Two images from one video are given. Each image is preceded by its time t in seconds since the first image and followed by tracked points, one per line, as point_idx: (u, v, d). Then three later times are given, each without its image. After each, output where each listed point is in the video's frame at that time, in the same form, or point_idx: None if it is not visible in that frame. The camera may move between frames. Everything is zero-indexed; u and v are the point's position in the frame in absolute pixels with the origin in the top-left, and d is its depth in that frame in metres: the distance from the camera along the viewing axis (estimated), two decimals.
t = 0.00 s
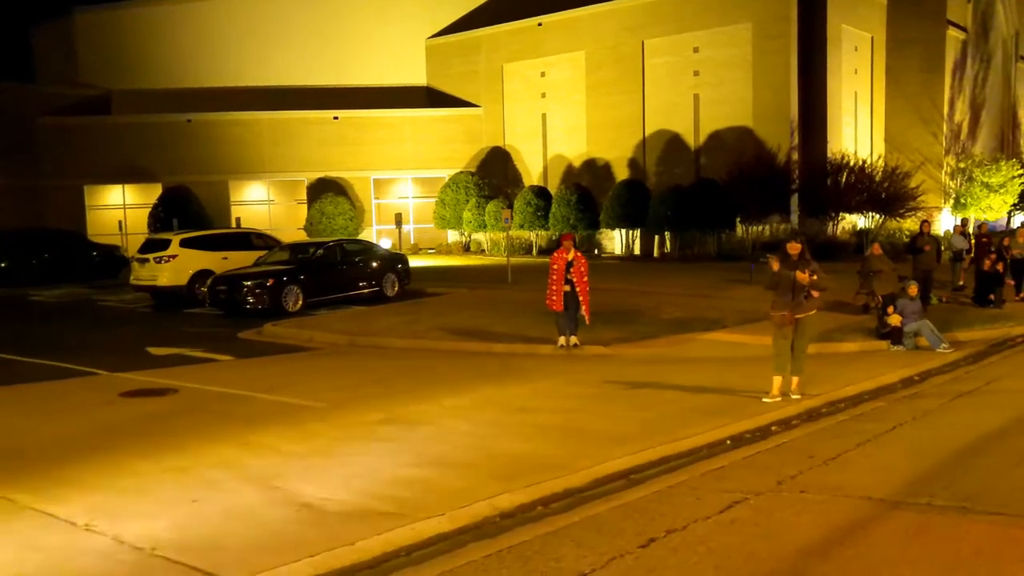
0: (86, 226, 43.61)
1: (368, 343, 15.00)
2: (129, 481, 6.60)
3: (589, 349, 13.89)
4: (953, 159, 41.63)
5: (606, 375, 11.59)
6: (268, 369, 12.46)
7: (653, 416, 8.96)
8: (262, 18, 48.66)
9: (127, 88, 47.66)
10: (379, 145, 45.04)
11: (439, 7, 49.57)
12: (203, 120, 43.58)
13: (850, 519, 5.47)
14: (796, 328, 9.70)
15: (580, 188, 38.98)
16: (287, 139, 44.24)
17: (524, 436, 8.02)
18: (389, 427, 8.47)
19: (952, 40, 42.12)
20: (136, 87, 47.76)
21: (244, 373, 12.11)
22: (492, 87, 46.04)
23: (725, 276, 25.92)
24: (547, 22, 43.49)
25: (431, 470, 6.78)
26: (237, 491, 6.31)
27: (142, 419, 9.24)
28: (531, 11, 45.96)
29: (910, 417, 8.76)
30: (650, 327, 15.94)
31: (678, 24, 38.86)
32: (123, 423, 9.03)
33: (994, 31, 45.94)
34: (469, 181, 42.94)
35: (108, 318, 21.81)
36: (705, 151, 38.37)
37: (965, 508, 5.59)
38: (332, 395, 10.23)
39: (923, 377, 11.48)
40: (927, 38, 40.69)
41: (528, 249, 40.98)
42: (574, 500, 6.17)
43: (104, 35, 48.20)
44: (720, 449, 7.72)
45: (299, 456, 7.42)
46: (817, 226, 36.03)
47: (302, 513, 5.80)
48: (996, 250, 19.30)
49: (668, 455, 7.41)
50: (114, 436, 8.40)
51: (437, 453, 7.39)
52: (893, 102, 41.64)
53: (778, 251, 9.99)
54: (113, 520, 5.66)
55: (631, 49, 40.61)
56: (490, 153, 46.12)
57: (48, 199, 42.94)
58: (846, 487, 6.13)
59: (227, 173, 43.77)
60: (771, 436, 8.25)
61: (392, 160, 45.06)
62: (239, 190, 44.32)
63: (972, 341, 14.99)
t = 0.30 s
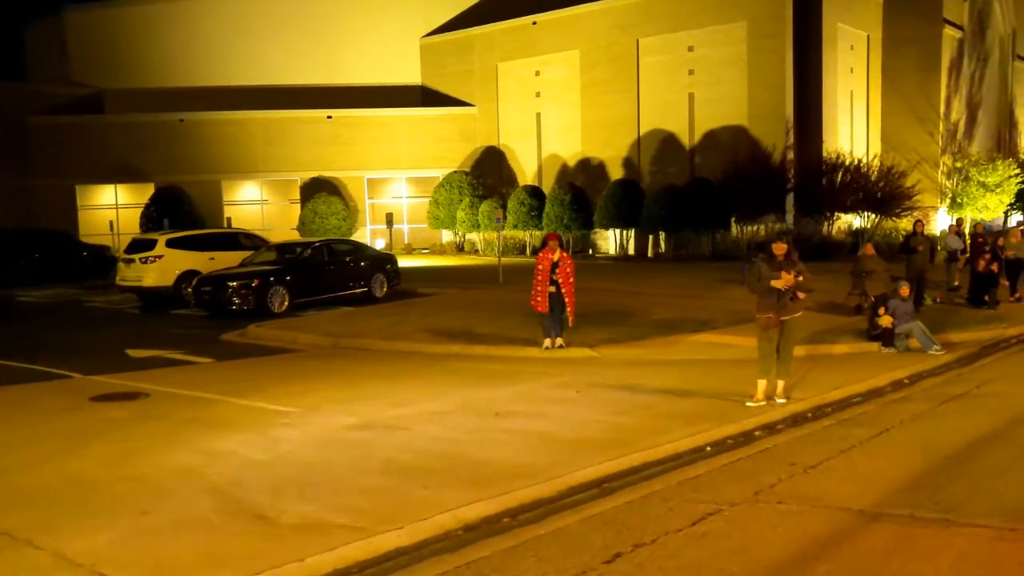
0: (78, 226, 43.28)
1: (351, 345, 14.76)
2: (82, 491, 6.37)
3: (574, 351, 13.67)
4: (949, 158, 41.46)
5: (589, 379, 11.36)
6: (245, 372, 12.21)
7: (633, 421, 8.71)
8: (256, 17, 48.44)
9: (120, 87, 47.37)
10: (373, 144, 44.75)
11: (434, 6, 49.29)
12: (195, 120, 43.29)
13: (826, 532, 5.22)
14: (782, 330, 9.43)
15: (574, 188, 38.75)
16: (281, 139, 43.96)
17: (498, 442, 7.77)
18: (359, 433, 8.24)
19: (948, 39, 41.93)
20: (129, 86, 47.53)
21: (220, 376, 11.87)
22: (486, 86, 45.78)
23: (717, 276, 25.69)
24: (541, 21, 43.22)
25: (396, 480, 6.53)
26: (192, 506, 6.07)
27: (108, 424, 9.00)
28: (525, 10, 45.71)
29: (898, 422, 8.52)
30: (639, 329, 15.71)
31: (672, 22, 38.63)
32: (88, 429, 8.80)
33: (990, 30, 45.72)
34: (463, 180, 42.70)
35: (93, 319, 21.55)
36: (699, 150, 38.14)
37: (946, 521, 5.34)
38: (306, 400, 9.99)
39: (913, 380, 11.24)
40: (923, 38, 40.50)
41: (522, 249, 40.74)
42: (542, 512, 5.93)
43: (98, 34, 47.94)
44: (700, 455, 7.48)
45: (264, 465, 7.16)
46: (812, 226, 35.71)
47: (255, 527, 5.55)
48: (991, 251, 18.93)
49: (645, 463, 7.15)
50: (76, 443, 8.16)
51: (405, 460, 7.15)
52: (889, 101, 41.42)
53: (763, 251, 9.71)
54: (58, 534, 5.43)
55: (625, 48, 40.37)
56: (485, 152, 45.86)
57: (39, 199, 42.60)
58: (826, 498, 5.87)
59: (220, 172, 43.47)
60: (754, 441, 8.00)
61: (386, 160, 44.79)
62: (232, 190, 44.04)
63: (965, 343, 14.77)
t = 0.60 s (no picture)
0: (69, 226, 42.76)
1: (333, 347, 14.50)
2: (30, 504, 6.13)
3: (560, 353, 13.41)
4: (946, 158, 41.21)
5: (571, 381, 11.10)
6: (222, 375, 11.96)
7: (612, 426, 8.43)
8: (250, 15, 48.16)
9: (112, 86, 46.90)
10: (367, 143, 44.43)
11: (428, 5, 49.02)
12: (188, 118, 42.91)
13: (799, 548, 4.97)
14: (767, 332, 9.15)
15: (568, 187, 38.47)
16: (274, 138, 43.64)
17: (469, 449, 7.51)
18: (326, 439, 7.99)
19: (945, 37, 41.64)
20: (122, 84, 47.13)
21: (195, 379, 11.61)
22: (481, 85, 45.49)
23: (711, 277, 25.42)
24: (536, 19, 42.93)
25: (358, 490, 6.27)
26: (141, 518, 5.82)
27: (71, 430, 8.73)
28: (519, 8, 45.44)
29: (884, 428, 8.25)
30: (627, 330, 15.45)
31: (667, 20, 38.36)
32: (50, 435, 8.54)
33: (988, 29, 45.47)
34: (457, 180, 42.42)
35: (78, 320, 21.26)
36: (695, 149, 37.87)
37: (925, 535, 5.09)
38: (279, 404, 9.73)
39: (904, 383, 10.98)
40: (920, 37, 40.25)
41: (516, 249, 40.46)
42: (506, 524, 5.68)
43: (90, 32, 47.49)
44: (678, 463, 7.20)
45: (223, 473, 6.89)
46: (808, 225, 35.19)
47: (202, 541, 5.30)
48: (988, 250, 18.89)
49: (619, 470, 6.90)
50: (35, 450, 7.90)
51: (370, 468, 6.90)
52: (885, 100, 41.12)
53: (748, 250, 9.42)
54: None
55: (620, 46, 40.09)
56: (479, 152, 45.58)
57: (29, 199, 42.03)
58: (802, 510, 5.62)
59: (214, 172, 43.12)
60: (735, 448, 7.73)
61: (381, 159, 44.49)
62: (225, 189, 43.71)
63: (957, 345, 14.52)
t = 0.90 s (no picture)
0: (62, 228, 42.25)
1: (317, 349, 14.27)
2: None
3: (545, 355, 13.18)
4: (942, 159, 41.03)
5: (555, 384, 10.89)
6: (199, 378, 11.72)
7: (591, 430, 8.22)
8: (244, 14, 47.89)
9: (104, 86, 46.46)
10: (361, 144, 44.18)
11: (423, 4, 48.79)
12: (181, 118, 42.55)
13: (775, 562, 4.75)
14: (752, 335, 8.89)
15: (563, 188, 38.26)
16: (268, 138, 43.37)
17: (443, 456, 7.28)
18: (297, 445, 7.77)
19: (942, 37, 41.43)
20: (115, 83, 46.77)
21: (172, 382, 11.38)
22: (476, 84, 45.26)
23: (704, 278, 25.24)
24: (531, 19, 42.69)
25: (321, 500, 6.04)
26: (93, 530, 5.59)
27: (37, 434, 8.51)
28: (514, 7, 45.21)
29: (871, 434, 8.02)
30: (615, 331, 15.24)
31: (663, 20, 38.13)
32: (16, 440, 8.31)
33: (985, 29, 45.28)
34: (451, 180, 42.19)
35: (63, 321, 21.00)
36: (690, 150, 37.67)
37: (906, 549, 4.86)
38: (254, 409, 9.50)
39: (895, 387, 10.76)
40: (917, 37, 40.08)
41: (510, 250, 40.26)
42: (472, 536, 5.45)
43: (82, 32, 47.09)
44: (657, 471, 6.98)
45: (183, 481, 6.66)
46: (803, 226, 34.92)
47: (153, 555, 5.08)
48: (982, 251, 18.91)
49: (595, 478, 6.68)
50: None
51: (338, 476, 6.68)
52: (882, 100, 40.89)
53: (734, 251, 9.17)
54: None
55: (616, 46, 39.87)
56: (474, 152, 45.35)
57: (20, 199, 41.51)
58: (781, 522, 5.40)
59: (207, 172, 42.81)
60: (717, 454, 7.51)
61: (375, 159, 44.25)
62: (219, 189, 43.44)
63: (949, 347, 14.33)
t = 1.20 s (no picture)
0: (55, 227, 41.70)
1: (301, 351, 14.06)
2: None
3: (531, 358, 12.97)
4: (938, 157, 40.87)
5: (539, 387, 10.68)
6: (177, 381, 11.51)
7: (569, 435, 8.02)
8: (237, 13, 47.64)
9: (97, 86, 46.13)
10: (356, 143, 43.95)
11: (417, 3, 48.58)
12: (174, 118, 42.29)
13: None
14: (737, 337, 8.68)
15: (557, 187, 38.08)
16: (261, 137, 43.13)
17: (415, 463, 7.07)
18: (267, 452, 7.57)
19: (938, 36, 41.26)
20: (108, 84, 46.45)
21: (148, 385, 11.17)
22: (470, 83, 45.05)
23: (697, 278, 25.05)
24: (525, 18, 42.48)
25: (283, 511, 5.85)
26: (45, 543, 5.39)
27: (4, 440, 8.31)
28: (508, 6, 45.01)
29: (858, 439, 7.82)
30: (604, 333, 15.04)
31: (658, 18, 37.93)
32: None
33: (981, 28, 45.14)
34: (446, 180, 41.97)
35: (49, 322, 20.77)
36: (685, 149, 37.48)
37: (886, 563, 4.66)
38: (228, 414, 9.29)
39: (885, 390, 10.56)
40: (912, 35, 39.91)
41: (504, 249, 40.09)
42: (437, 549, 5.26)
43: (73, 31, 46.70)
44: (635, 478, 6.78)
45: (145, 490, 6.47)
46: (799, 225, 34.82)
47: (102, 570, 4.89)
48: (977, 252, 18.69)
49: (570, 486, 6.48)
50: None
51: (305, 485, 6.48)
52: (878, 98, 40.71)
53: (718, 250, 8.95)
54: None
55: (610, 45, 39.67)
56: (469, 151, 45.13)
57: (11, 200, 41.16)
58: (758, 532, 5.19)
59: (200, 172, 42.57)
60: (698, 460, 7.30)
61: (369, 159, 44.03)
62: (213, 189, 43.20)
63: (942, 348, 14.14)
